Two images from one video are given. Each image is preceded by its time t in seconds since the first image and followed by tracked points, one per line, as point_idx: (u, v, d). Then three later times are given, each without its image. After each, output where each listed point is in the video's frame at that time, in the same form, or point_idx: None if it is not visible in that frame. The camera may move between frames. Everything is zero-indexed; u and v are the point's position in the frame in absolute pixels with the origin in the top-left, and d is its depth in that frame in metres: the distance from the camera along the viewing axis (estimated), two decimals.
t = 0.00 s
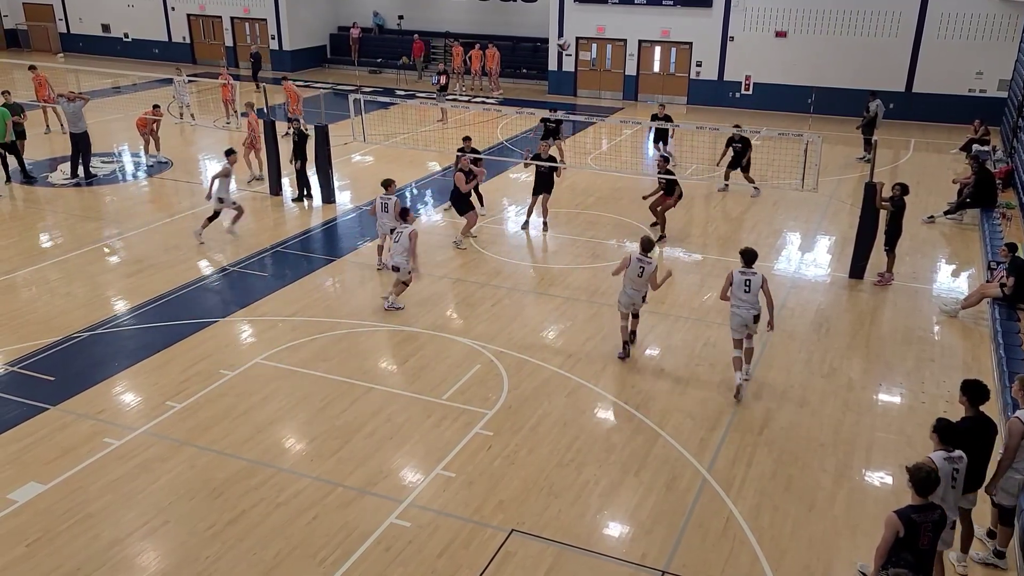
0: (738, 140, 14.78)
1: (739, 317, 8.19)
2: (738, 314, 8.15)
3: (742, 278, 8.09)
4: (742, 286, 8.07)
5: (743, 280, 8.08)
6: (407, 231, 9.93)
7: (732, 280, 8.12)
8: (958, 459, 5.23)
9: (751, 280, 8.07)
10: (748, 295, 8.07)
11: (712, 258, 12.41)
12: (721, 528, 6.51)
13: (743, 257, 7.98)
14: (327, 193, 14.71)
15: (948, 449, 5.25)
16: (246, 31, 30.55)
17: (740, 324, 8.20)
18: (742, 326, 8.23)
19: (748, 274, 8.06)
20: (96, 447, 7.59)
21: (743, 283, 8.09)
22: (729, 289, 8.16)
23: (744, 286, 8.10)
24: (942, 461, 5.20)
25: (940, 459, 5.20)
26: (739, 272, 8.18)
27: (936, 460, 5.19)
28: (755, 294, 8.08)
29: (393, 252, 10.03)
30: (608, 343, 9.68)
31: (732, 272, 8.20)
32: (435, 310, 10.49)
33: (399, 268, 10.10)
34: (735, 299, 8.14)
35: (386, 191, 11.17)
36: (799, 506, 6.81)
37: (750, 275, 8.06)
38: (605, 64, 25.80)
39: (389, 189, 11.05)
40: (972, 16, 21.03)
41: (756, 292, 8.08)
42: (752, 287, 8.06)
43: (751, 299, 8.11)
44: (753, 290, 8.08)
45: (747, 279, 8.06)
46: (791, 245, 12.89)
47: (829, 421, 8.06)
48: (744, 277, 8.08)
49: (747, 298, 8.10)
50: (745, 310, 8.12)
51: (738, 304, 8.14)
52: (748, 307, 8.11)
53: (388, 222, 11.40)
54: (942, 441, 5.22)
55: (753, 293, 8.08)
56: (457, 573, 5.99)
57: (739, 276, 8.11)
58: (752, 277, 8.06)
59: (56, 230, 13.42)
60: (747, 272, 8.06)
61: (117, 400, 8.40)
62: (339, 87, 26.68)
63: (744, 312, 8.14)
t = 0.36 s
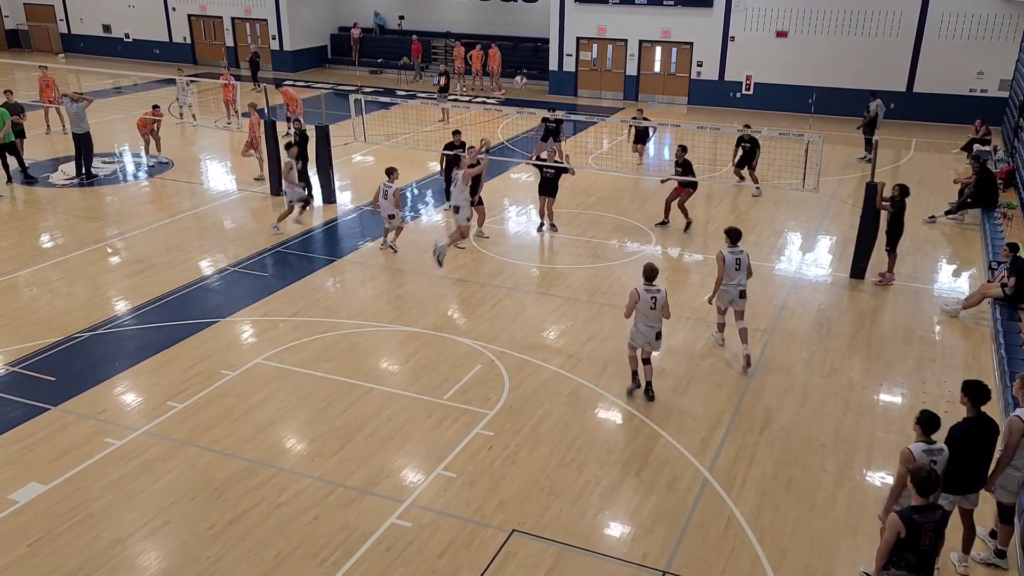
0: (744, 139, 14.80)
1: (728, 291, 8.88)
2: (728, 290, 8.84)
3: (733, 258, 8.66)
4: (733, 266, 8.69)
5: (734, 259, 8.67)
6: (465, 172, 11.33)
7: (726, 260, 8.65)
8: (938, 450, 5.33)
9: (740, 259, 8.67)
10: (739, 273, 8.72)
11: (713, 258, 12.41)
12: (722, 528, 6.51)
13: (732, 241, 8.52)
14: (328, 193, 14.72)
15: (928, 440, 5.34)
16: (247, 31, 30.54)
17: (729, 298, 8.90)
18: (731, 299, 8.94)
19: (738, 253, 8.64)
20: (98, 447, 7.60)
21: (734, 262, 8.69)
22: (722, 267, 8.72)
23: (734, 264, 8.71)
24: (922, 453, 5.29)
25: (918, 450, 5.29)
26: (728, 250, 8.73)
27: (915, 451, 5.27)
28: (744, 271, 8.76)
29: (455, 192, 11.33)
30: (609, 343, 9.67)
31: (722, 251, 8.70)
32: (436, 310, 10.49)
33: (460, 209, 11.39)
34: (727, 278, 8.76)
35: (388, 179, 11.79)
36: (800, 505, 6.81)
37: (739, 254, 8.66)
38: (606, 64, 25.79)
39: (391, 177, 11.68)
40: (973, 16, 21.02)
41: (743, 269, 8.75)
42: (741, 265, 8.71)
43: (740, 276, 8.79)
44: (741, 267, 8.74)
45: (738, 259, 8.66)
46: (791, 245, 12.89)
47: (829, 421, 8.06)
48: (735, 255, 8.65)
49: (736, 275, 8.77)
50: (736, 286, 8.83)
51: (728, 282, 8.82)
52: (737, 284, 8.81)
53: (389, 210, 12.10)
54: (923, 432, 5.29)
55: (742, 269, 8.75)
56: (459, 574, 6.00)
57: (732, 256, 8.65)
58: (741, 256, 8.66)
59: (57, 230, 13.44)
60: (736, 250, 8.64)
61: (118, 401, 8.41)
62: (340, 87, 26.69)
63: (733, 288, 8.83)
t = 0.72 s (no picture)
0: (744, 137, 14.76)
1: (711, 273, 9.45)
2: (711, 272, 9.43)
3: (718, 241, 9.26)
4: (719, 248, 9.29)
5: (720, 242, 9.27)
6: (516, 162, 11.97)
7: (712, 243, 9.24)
8: (929, 445, 5.35)
9: (725, 243, 9.30)
10: (722, 255, 9.32)
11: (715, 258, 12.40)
12: (724, 528, 6.51)
13: (719, 224, 9.09)
14: (329, 193, 14.72)
15: (919, 436, 5.38)
16: (249, 31, 30.55)
17: (711, 279, 9.47)
18: (713, 281, 9.50)
19: (723, 237, 9.23)
20: (100, 447, 7.61)
21: (720, 245, 9.29)
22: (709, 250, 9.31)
23: (720, 247, 9.31)
24: (912, 449, 5.33)
25: (908, 445, 5.34)
26: (713, 235, 9.33)
27: (904, 446, 5.31)
28: (726, 254, 9.39)
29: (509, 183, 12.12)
30: (611, 343, 9.67)
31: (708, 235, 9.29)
32: (437, 310, 10.49)
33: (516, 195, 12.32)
34: (711, 260, 9.35)
35: (393, 174, 11.94)
36: (802, 506, 6.81)
37: (725, 237, 9.26)
38: (607, 64, 25.79)
39: (395, 171, 11.86)
40: (975, 16, 21.01)
41: (726, 252, 9.37)
42: (725, 248, 9.31)
43: (723, 259, 9.39)
44: (724, 250, 9.34)
45: (723, 242, 9.27)
46: (793, 246, 12.87)
47: (831, 421, 8.06)
48: (721, 239, 9.24)
49: (719, 258, 9.36)
50: (718, 268, 9.41)
51: (712, 263, 9.40)
52: (719, 266, 9.40)
53: (392, 203, 12.32)
54: (913, 427, 5.34)
55: (725, 253, 9.35)
56: (460, 573, 6.00)
57: (718, 239, 9.25)
58: (726, 240, 9.27)
59: (59, 230, 13.45)
60: (723, 235, 9.24)
61: (120, 401, 8.41)
62: (342, 87, 26.71)
63: (715, 269, 9.41)
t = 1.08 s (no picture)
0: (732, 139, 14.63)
1: (698, 264, 9.69)
2: (698, 264, 9.67)
3: (705, 235, 9.46)
4: (706, 242, 9.50)
5: (707, 235, 9.47)
6: (560, 190, 12.10)
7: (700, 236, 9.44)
8: (934, 444, 5.33)
9: (712, 235, 9.50)
10: (709, 248, 9.55)
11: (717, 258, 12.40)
12: (724, 528, 6.51)
13: (705, 217, 9.28)
14: (331, 193, 14.73)
15: (923, 435, 5.35)
16: (250, 31, 30.55)
17: (698, 270, 9.71)
18: (699, 271, 9.76)
19: (710, 230, 9.44)
20: (101, 447, 7.61)
21: (707, 238, 9.49)
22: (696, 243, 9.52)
23: (707, 240, 9.52)
24: (917, 449, 5.30)
25: (913, 444, 5.31)
26: (701, 228, 9.52)
27: (909, 446, 5.29)
28: (713, 246, 9.61)
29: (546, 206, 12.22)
30: (612, 343, 9.67)
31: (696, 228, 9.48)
32: (438, 310, 10.49)
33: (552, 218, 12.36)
34: (698, 252, 9.58)
35: (398, 172, 11.90)
36: (803, 506, 6.80)
37: (711, 230, 9.46)
38: (609, 64, 25.78)
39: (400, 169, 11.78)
40: (976, 16, 20.99)
41: (713, 244, 9.59)
42: (712, 241, 9.52)
43: (709, 251, 9.62)
44: (711, 243, 9.56)
45: (710, 235, 9.47)
46: (794, 246, 12.87)
47: (832, 421, 8.05)
48: (708, 231, 9.45)
49: (706, 250, 9.58)
50: (706, 259, 9.65)
51: (700, 255, 9.63)
52: (705, 258, 9.64)
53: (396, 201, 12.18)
54: (918, 426, 5.32)
55: (712, 245, 9.58)
56: (461, 573, 6.00)
57: (705, 232, 9.45)
58: (713, 232, 9.47)
59: (60, 230, 13.46)
60: (709, 227, 9.44)
61: (121, 401, 8.42)
62: (343, 87, 26.73)
63: (702, 261, 9.65)
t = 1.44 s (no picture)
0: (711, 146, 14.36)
1: (690, 261, 9.69)
2: (690, 261, 9.69)
3: (697, 231, 9.44)
4: (699, 238, 9.49)
5: (700, 232, 9.45)
6: (568, 187, 12.12)
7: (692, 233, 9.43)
8: (942, 444, 5.32)
9: (705, 232, 9.49)
10: (701, 244, 9.54)
11: (717, 258, 12.40)
12: (725, 528, 6.51)
13: (696, 212, 9.29)
14: (331, 193, 14.74)
15: (931, 435, 5.34)
16: (250, 31, 30.54)
17: (689, 267, 9.71)
18: (691, 268, 9.75)
19: (702, 226, 9.42)
20: (101, 446, 7.61)
21: (700, 234, 9.48)
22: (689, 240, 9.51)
23: (699, 237, 9.51)
24: (926, 449, 5.28)
25: (922, 444, 5.29)
26: (695, 223, 9.48)
27: (919, 446, 5.26)
28: (706, 243, 9.60)
29: (553, 202, 12.25)
30: (612, 344, 9.67)
31: (689, 224, 9.45)
32: (439, 310, 10.49)
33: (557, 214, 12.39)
34: (691, 248, 9.57)
35: (398, 169, 11.91)
36: (803, 506, 6.80)
37: (704, 227, 9.44)
38: (609, 64, 25.78)
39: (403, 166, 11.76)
40: (977, 16, 20.99)
41: (705, 241, 9.59)
42: (704, 237, 9.51)
43: (701, 246, 9.61)
44: (703, 239, 9.54)
45: (703, 231, 9.45)
46: (794, 246, 12.87)
47: (833, 421, 8.05)
48: (700, 228, 9.43)
49: (698, 246, 9.57)
50: (698, 256, 9.66)
51: (692, 252, 9.64)
52: (697, 255, 9.65)
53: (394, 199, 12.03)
54: (925, 425, 5.31)
55: (704, 241, 9.57)
56: (462, 573, 6.00)
57: (696, 228, 9.42)
58: (706, 229, 9.45)
59: (61, 230, 13.47)
60: (701, 223, 9.42)
61: (121, 400, 8.42)
62: (344, 87, 26.73)
63: (695, 257, 9.66)
